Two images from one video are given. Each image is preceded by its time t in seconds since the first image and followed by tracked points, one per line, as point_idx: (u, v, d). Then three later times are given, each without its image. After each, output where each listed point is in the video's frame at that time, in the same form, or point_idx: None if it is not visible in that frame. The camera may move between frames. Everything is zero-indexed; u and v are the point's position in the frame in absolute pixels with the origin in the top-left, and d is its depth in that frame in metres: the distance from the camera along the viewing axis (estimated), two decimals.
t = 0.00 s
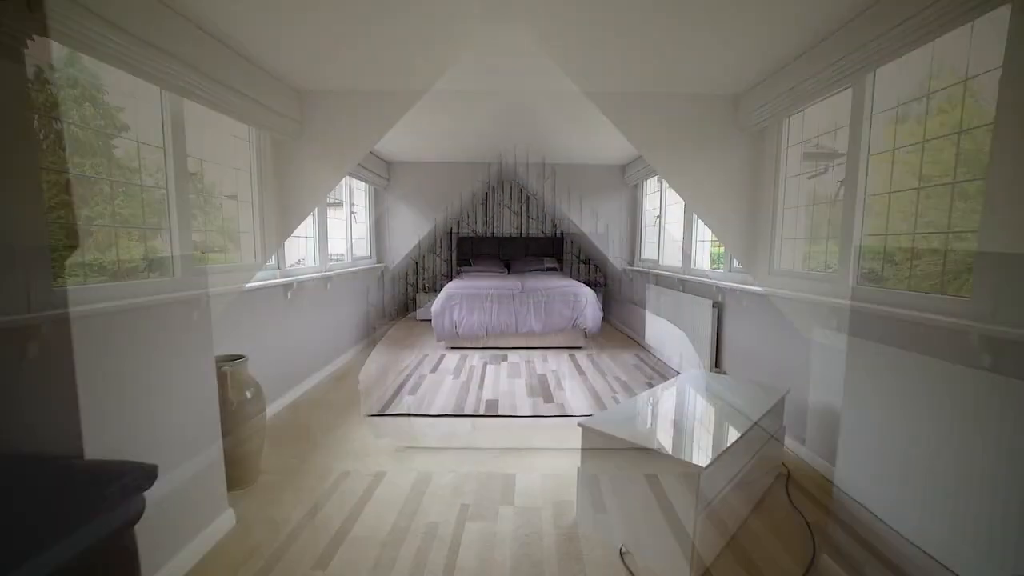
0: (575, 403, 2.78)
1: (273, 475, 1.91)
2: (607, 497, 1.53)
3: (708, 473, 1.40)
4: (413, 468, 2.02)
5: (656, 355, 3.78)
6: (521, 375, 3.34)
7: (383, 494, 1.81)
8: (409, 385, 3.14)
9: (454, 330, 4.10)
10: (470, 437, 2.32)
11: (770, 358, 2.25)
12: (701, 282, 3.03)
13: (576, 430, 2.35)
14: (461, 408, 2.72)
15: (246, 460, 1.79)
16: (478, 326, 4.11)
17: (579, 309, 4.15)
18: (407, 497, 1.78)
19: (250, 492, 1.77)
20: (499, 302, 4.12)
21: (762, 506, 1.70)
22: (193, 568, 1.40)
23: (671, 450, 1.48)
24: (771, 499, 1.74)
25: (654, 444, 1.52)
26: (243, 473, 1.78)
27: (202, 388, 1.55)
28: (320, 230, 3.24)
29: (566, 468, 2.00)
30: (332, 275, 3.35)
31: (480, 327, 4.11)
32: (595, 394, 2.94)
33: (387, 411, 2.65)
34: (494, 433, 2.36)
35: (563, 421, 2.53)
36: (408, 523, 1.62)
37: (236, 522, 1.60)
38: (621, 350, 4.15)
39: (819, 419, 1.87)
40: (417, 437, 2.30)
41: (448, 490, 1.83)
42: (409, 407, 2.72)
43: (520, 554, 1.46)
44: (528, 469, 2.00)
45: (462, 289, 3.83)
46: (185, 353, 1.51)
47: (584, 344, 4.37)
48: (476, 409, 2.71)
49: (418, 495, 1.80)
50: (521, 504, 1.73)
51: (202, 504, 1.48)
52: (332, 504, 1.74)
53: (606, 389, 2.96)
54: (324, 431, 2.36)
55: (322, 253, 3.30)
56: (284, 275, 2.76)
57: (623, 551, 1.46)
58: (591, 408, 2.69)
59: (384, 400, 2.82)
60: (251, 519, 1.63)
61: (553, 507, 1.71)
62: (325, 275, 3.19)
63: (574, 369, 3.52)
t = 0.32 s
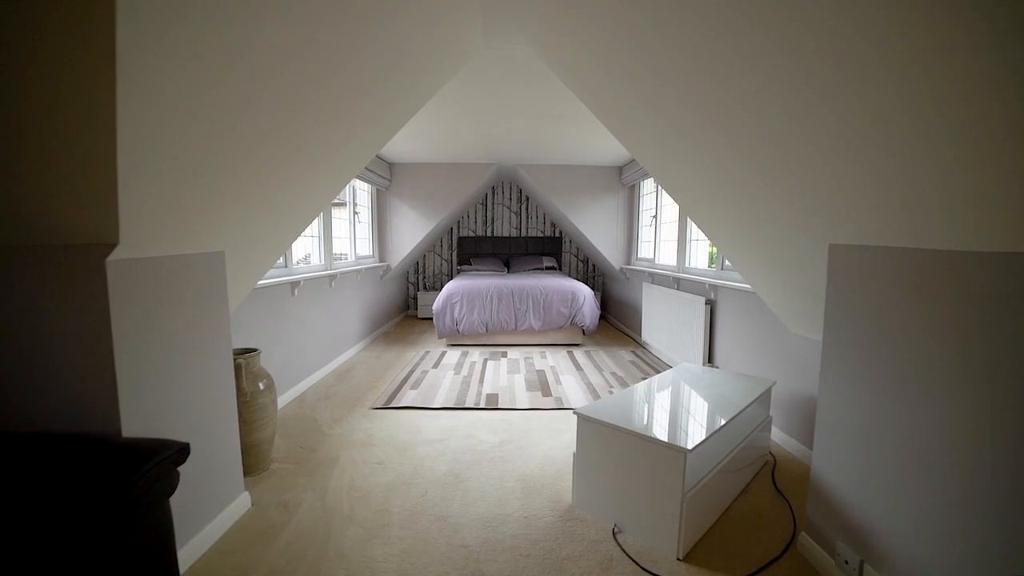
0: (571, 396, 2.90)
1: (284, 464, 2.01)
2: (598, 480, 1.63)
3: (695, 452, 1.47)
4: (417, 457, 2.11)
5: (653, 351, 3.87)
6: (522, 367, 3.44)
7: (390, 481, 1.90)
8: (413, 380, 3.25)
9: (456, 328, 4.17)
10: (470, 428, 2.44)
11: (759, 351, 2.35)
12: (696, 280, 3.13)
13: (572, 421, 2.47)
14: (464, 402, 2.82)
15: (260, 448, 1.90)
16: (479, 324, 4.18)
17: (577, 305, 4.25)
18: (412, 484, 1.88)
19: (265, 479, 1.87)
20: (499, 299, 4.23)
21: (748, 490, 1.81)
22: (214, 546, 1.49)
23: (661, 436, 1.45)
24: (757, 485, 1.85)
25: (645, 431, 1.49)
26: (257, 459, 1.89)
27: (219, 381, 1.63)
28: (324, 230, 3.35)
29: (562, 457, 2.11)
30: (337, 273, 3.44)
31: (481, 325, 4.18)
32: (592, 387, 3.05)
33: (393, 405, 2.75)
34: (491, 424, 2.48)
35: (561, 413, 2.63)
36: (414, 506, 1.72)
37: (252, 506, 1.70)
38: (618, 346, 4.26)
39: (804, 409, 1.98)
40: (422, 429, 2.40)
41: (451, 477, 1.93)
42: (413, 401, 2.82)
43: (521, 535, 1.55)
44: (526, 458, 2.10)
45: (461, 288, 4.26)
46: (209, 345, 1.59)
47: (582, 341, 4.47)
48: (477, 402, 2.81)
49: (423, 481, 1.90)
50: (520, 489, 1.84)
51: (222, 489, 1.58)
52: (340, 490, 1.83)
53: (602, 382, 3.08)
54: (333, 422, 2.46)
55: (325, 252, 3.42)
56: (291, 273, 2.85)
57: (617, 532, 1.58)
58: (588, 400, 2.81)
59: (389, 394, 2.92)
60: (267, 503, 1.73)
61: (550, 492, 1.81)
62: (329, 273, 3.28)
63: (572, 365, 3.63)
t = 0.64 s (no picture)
0: (571, 390, 3.00)
1: (294, 454, 2.10)
2: (595, 467, 1.72)
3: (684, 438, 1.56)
4: (421, 448, 2.20)
5: (650, 348, 3.97)
6: (523, 365, 3.53)
7: (397, 469, 1.99)
8: (416, 375, 3.33)
9: (457, 325, 4.25)
10: (472, 420, 2.52)
11: (751, 346, 2.44)
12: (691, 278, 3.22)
13: (569, 413, 2.58)
14: (466, 396, 2.91)
15: (273, 438, 1.98)
16: (481, 322, 4.26)
17: (576, 303, 4.34)
18: (418, 472, 1.97)
19: (277, 468, 1.96)
20: (499, 297, 4.32)
21: (739, 478, 1.89)
22: (232, 528, 1.57)
23: (655, 423, 1.54)
24: (747, 474, 1.93)
25: (640, 419, 1.57)
26: (269, 450, 1.97)
27: (231, 375, 1.69)
28: (329, 230, 3.44)
29: (561, 448, 2.20)
30: (342, 271, 3.53)
31: (482, 323, 4.27)
32: (590, 382, 3.14)
33: (397, 399, 2.84)
34: (492, 417, 2.57)
35: (559, 406, 2.72)
36: (421, 492, 1.80)
37: (267, 492, 1.78)
38: (616, 344, 4.35)
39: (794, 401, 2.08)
40: (426, 422, 2.48)
41: (455, 466, 2.01)
42: (417, 395, 2.92)
43: (522, 518, 1.64)
44: (527, 449, 2.19)
45: (463, 286, 4.34)
46: (221, 337, 1.63)
47: (581, 338, 4.56)
48: (479, 397, 2.90)
49: (428, 470, 1.98)
50: (521, 477, 1.93)
51: (237, 475, 1.66)
52: (348, 478, 1.91)
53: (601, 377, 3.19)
54: (339, 416, 2.56)
55: (330, 251, 3.51)
56: (298, 271, 2.94)
57: (612, 515, 1.66)
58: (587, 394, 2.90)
59: (393, 389, 3.01)
60: (280, 490, 1.82)
61: (549, 480, 1.90)
62: (335, 271, 3.37)
63: (570, 361, 3.72)
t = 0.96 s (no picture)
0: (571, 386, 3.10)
1: (305, 445, 2.19)
2: (592, 456, 1.81)
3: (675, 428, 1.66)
4: (425, 440, 2.28)
5: (648, 345, 4.05)
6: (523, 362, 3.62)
7: (404, 459, 2.08)
8: (419, 372, 3.43)
9: (459, 324, 4.34)
10: (475, 414, 2.61)
11: (743, 342, 2.53)
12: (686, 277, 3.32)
13: (569, 408, 2.67)
14: (468, 392, 3.00)
15: (285, 430, 2.07)
16: (482, 320, 4.35)
17: (575, 302, 4.43)
18: (424, 462, 2.06)
19: (289, 458, 2.05)
20: (500, 296, 4.40)
21: (731, 468, 1.98)
22: (249, 512, 1.66)
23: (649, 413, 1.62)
24: (738, 463, 2.02)
25: (635, 410, 1.66)
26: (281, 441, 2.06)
27: (249, 369, 1.77)
28: (334, 230, 3.53)
29: (561, 439, 2.29)
30: (346, 271, 3.61)
31: (483, 321, 4.36)
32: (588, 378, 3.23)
33: (402, 394, 2.94)
34: (494, 411, 2.66)
35: (559, 401, 2.81)
36: (428, 481, 1.89)
37: (281, 480, 1.87)
38: (615, 341, 4.44)
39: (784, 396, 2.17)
40: (431, 416, 2.57)
41: (459, 456, 2.10)
42: (421, 391, 3.01)
43: (523, 504, 1.72)
44: (528, 440, 2.28)
45: (464, 286, 4.43)
46: (239, 334, 1.72)
47: (580, 336, 4.64)
48: (480, 392, 2.99)
49: (434, 460, 2.07)
50: (523, 466, 2.02)
51: (254, 463, 1.74)
52: (357, 468, 1.99)
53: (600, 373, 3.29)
54: (346, 409, 2.65)
55: (335, 251, 3.60)
56: (305, 271, 3.03)
57: (608, 501, 1.75)
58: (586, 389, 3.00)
59: (397, 385, 3.10)
60: (293, 478, 1.91)
61: (550, 469, 1.99)
62: (339, 271, 3.46)
63: (570, 358, 3.81)
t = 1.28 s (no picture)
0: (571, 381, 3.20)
1: (315, 436, 2.28)
2: (591, 445, 1.90)
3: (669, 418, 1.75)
4: (431, 433, 2.37)
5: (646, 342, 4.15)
6: (523, 359, 3.72)
7: (410, 449, 2.17)
8: (422, 368, 3.52)
9: (461, 322, 4.43)
10: (478, 408, 2.71)
11: (736, 338, 2.62)
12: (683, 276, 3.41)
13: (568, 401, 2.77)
14: (470, 387, 3.09)
15: (297, 421, 2.16)
16: (483, 318, 4.45)
17: (575, 301, 4.52)
18: (430, 452, 2.15)
19: (301, 449, 2.14)
20: (500, 295, 4.50)
21: (722, 457, 2.07)
22: (266, 498, 1.75)
23: (644, 403, 1.71)
24: (729, 453, 2.11)
25: (631, 401, 1.75)
26: (293, 432, 2.15)
27: (265, 363, 1.86)
28: (339, 230, 3.62)
29: (560, 431, 2.38)
30: (351, 270, 3.70)
31: (485, 319, 4.45)
32: (587, 374, 3.32)
33: (406, 389, 3.03)
34: (496, 405, 2.75)
35: (558, 396, 2.90)
36: (434, 469, 1.98)
37: (294, 468, 1.96)
38: (613, 339, 4.54)
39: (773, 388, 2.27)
40: (436, 409, 2.67)
41: (464, 447, 2.20)
42: (424, 386, 3.10)
43: (524, 491, 1.81)
44: (529, 432, 2.38)
45: (466, 285, 4.52)
46: (257, 330, 1.81)
47: (579, 334, 4.74)
48: (482, 387, 3.08)
49: (439, 450, 2.16)
50: (524, 456, 2.11)
51: (268, 452, 1.83)
52: (366, 457, 2.09)
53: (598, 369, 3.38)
54: (353, 403, 2.74)
55: (340, 251, 3.68)
56: (311, 270, 3.11)
57: (605, 489, 1.84)
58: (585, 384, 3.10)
59: (401, 381, 3.19)
60: (306, 466, 2.00)
61: (550, 458, 2.09)
62: (344, 270, 3.54)
63: (569, 355, 3.90)
